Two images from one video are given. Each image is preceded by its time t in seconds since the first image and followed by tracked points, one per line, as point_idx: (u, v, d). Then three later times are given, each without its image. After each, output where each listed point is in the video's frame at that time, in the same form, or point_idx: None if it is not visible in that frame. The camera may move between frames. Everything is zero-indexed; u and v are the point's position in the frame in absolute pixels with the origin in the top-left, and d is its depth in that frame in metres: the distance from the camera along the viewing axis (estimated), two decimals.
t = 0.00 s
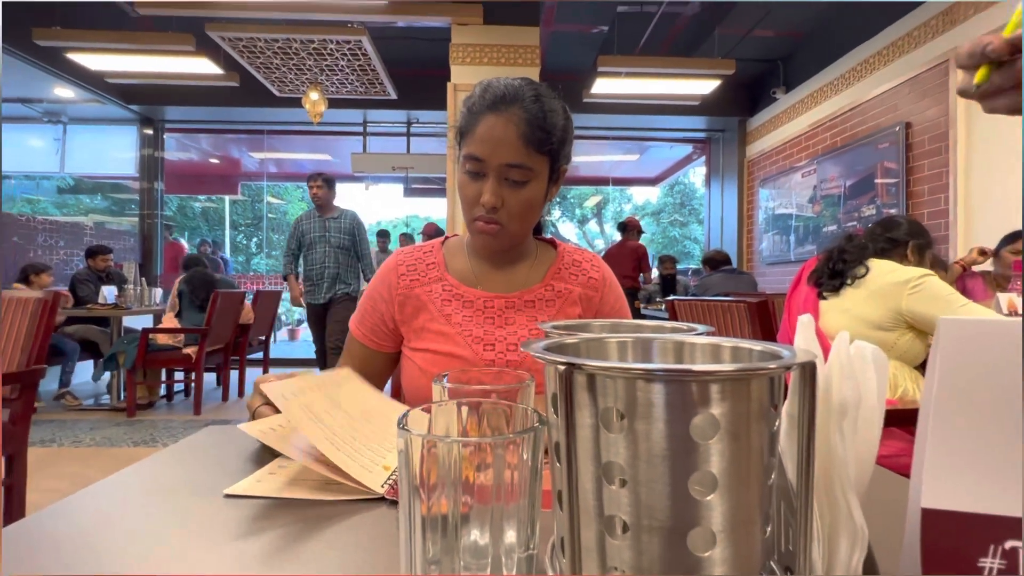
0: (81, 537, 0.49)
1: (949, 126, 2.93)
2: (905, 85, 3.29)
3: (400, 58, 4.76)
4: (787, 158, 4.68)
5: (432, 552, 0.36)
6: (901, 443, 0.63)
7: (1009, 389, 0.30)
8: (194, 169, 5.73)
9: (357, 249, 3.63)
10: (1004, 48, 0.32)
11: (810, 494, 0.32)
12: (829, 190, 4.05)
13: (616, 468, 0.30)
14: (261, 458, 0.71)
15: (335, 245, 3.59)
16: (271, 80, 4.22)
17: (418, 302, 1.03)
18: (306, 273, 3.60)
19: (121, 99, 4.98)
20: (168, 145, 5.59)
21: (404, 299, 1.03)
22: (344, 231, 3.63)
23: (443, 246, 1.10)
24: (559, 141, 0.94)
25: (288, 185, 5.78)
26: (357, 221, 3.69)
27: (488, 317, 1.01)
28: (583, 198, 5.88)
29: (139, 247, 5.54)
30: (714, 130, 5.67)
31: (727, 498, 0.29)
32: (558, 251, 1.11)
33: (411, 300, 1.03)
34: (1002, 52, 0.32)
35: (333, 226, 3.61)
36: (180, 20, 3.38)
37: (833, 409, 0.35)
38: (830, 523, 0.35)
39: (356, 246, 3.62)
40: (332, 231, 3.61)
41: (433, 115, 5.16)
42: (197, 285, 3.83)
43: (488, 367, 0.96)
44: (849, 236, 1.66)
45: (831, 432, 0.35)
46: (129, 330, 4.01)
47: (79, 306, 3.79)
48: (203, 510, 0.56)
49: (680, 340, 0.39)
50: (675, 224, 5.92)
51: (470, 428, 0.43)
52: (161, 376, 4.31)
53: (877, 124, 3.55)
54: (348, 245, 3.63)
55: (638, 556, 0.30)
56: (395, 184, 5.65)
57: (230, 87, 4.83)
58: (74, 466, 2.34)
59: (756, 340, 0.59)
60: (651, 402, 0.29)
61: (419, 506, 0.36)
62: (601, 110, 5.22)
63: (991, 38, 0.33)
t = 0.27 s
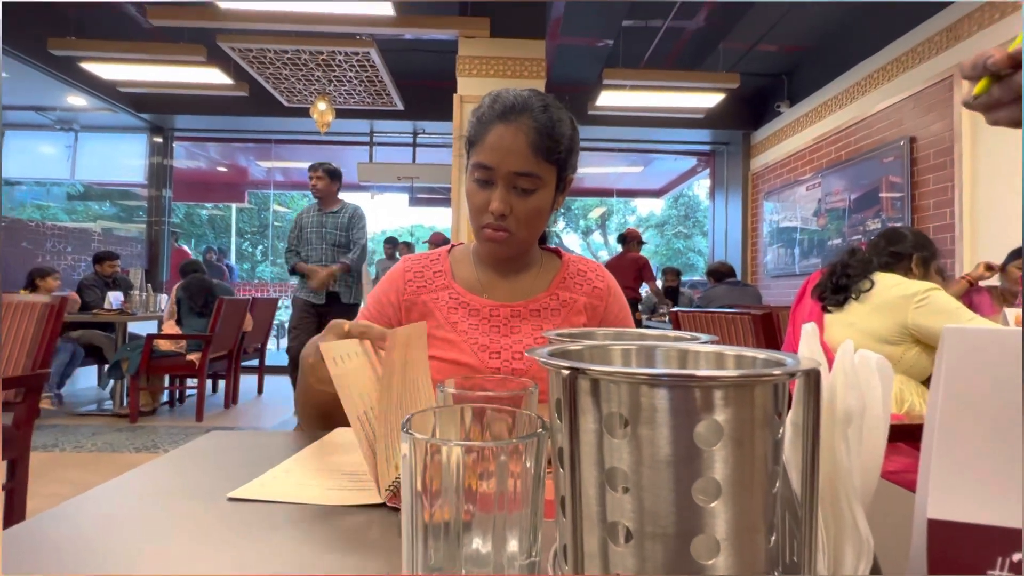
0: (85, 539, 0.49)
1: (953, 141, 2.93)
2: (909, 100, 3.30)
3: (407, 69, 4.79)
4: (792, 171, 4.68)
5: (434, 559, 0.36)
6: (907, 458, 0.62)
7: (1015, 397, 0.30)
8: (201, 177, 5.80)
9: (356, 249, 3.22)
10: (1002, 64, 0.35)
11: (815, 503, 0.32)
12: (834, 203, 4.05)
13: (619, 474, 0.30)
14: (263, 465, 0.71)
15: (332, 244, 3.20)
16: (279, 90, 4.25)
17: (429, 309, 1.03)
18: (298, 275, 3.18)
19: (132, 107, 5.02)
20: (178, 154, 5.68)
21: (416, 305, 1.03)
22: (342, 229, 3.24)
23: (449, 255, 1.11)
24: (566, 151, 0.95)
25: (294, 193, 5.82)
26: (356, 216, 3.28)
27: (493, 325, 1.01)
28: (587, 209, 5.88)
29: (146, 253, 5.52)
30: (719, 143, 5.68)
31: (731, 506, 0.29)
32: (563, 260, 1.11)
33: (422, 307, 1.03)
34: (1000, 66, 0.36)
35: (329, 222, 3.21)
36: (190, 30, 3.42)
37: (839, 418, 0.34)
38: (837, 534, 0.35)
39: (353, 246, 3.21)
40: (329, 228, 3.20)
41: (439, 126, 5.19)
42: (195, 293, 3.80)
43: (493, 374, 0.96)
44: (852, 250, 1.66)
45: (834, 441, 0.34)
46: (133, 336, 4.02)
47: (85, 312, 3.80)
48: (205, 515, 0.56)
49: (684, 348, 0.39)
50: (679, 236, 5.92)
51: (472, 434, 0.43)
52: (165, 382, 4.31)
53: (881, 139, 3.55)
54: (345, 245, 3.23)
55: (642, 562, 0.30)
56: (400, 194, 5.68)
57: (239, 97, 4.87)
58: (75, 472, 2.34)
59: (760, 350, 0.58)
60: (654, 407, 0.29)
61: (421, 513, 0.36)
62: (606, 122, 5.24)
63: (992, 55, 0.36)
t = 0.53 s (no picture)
0: (80, 539, 0.49)
1: (949, 145, 2.94)
2: (905, 104, 3.31)
3: (405, 70, 4.79)
4: (788, 174, 4.69)
5: (429, 560, 0.35)
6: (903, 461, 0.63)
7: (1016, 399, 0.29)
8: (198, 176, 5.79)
9: (332, 241, 2.64)
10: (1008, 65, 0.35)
11: (812, 505, 0.32)
12: (830, 207, 4.06)
13: (616, 475, 0.30)
14: (257, 466, 0.71)
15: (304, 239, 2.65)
16: (277, 90, 4.25)
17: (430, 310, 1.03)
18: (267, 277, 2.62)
19: (129, 106, 5.00)
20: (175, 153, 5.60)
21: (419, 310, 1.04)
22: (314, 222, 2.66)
23: (446, 255, 1.10)
24: (567, 152, 0.95)
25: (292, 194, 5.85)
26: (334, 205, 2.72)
27: (490, 327, 1.01)
28: (585, 212, 5.96)
29: (142, 253, 5.52)
30: (716, 146, 5.62)
31: (728, 507, 0.29)
32: (560, 261, 1.11)
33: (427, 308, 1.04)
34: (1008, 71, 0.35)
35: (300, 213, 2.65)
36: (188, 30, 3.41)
37: (837, 420, 0.34)
38: (834, 536, 0.35)
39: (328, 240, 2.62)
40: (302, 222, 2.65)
41: (436, 127, 5.19)
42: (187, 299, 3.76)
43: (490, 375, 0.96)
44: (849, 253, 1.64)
45: (833, 441, 0.34)
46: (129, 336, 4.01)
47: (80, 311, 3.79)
48: (199, 515, 0.56)
49: (681, 348, 0.39)
50: (676, 238, 5.97)
51: (469, 435, 0.43)
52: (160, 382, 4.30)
53: (877, 143, 3.56)
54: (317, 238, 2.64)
55: (639, 563, 0.30)
56: (398, 195, 5.67)
57: (236, 97, 4.85)
58: (69, 472, 2.33)
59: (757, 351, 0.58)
60: (652, 407, 0.29)
61: (416, 513, 0.35)
62: (603, 125, 5.25)
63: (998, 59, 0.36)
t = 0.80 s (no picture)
0: (80, 533, 0.49)
1: (946, 139, 2.94)
2: (903, 98, 3.31)
3: (402, 63, 4.77)
4: (786, 168, 4.69)
5: (427, 554, 0.35)
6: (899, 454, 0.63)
7: (1014, 392, 0.29)
8: (194, 170, 5.77)
9: (313, 231, 2.19)
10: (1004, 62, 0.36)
11: (810, 498, 0.32)
12: (827, 200, 4.06)
13: (614, 468, 0.30)
14: (254, 461, 0.71)
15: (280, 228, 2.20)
16: (273, 84, 4.23)
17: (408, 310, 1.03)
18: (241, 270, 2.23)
19: (124, 99, 4.98)
20: (171, 147, 5.58)
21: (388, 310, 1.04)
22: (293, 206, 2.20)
23: (444, 249, 1.10)
24: (568, 147, 0.95)
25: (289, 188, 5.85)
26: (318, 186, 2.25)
27: (489, 321, 1.00)
28: (583, 206, 5.96)
29: (138, 247, 5.52)
30: (714, 140, 5.63)
31: (726, 499, 0.29)
32: (560, 255, 1.10)
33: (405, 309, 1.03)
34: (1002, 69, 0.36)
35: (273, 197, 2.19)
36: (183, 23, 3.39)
37: (835, 413, 0.34)
38: (831, 528, 0.35)
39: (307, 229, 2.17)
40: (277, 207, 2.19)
41: (434, 121, 5.18)
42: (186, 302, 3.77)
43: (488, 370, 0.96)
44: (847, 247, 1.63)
45: (831, 434, 0.34)
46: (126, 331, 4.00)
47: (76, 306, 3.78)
48: (198, 509, 0.56)
49: (680, 342, 0.39)
50: (674, 233, 6.02)
51: (467, 429, 0.43)
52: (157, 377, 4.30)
53: (875, 136, 3.56)
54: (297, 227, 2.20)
55: (637, 557, 0.30)
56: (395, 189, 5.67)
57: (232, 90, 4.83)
58: (67, 466, 2.33)
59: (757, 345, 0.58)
60: (649, 400, 0.29)
61: (413, 507, 0.35)
62: (601, 118, 5.24)
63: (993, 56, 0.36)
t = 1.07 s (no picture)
0: (87, 522, 0.49)
1: (952, 126, 2.92)
2: (908, 85, 3.28)
3: (403, 52, 4.74)
4: (790, 157, 4.66)
5: (430, 542, 0.36)
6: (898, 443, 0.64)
7: (1015, 380, 0.29)
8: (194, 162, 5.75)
9: (285, 211, 1.83)
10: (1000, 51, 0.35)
11: (811, 486, 0.32)
12: (831, 189, 4.04)
13: (616, 456, 0.30)
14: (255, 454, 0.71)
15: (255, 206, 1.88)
16: (273, 73, 4.21)
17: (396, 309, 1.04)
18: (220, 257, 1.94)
19: (122, 90, 4.95)
20: (170, 138, 5.56)
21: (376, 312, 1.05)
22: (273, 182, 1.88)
23: (444, 240, 1.10)
24: (567, 135, 0.94)
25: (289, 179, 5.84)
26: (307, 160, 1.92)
27: (489, 313, 1.01)
28: (584, 195, 5.85)
29: (140, 239, 5.49)
30: (716, 129, 5.64)
31: (726, 487, 0.29)
32: (560, 246, 1.10)
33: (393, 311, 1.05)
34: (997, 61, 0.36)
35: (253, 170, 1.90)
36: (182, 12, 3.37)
37: (837, 400, 0.34)
38: (831, 516, 0.35)
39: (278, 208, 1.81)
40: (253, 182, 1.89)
41: (434, 110, 5.16)
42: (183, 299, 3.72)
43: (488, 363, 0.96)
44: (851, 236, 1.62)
45: (833, 422, 0.34)
46: (129, 322, 4.01)
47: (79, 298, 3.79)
48: (203, 498, 0.56)
49: (681, 331, 0.39)
50: (675, 223, 5.94)
51: (468, 418, 0.43)
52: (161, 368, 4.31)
53: (880, 124, 3.54)
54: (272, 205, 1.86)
55: (638, 544, 0.30)
56: (396, 179, 5.65)
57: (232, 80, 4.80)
58: (73, 457, 2.34)
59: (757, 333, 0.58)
60: (651, 388, 0.29)
61: (416, 496, 0.35)
62: (603, 107, 5.21)
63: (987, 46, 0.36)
